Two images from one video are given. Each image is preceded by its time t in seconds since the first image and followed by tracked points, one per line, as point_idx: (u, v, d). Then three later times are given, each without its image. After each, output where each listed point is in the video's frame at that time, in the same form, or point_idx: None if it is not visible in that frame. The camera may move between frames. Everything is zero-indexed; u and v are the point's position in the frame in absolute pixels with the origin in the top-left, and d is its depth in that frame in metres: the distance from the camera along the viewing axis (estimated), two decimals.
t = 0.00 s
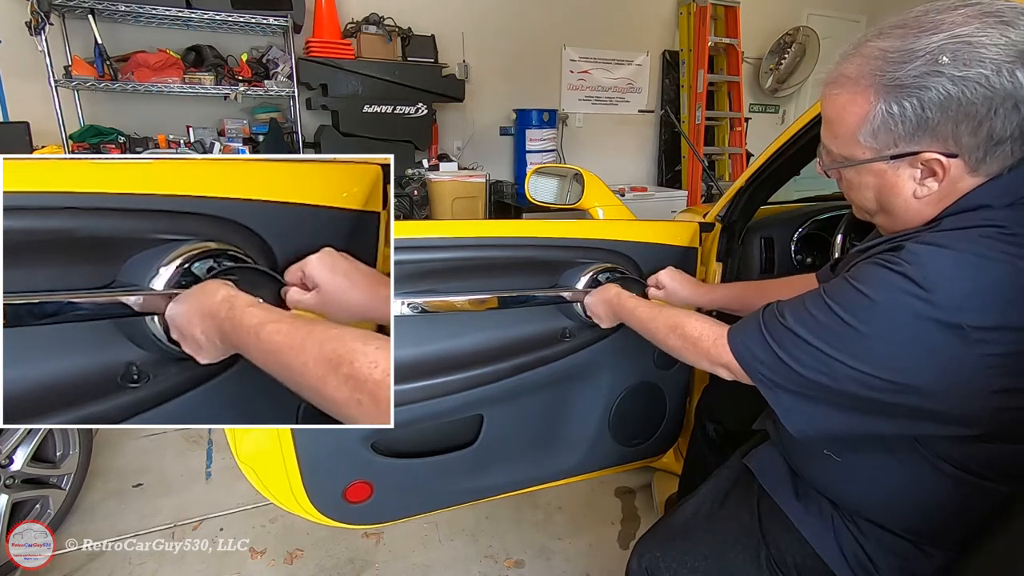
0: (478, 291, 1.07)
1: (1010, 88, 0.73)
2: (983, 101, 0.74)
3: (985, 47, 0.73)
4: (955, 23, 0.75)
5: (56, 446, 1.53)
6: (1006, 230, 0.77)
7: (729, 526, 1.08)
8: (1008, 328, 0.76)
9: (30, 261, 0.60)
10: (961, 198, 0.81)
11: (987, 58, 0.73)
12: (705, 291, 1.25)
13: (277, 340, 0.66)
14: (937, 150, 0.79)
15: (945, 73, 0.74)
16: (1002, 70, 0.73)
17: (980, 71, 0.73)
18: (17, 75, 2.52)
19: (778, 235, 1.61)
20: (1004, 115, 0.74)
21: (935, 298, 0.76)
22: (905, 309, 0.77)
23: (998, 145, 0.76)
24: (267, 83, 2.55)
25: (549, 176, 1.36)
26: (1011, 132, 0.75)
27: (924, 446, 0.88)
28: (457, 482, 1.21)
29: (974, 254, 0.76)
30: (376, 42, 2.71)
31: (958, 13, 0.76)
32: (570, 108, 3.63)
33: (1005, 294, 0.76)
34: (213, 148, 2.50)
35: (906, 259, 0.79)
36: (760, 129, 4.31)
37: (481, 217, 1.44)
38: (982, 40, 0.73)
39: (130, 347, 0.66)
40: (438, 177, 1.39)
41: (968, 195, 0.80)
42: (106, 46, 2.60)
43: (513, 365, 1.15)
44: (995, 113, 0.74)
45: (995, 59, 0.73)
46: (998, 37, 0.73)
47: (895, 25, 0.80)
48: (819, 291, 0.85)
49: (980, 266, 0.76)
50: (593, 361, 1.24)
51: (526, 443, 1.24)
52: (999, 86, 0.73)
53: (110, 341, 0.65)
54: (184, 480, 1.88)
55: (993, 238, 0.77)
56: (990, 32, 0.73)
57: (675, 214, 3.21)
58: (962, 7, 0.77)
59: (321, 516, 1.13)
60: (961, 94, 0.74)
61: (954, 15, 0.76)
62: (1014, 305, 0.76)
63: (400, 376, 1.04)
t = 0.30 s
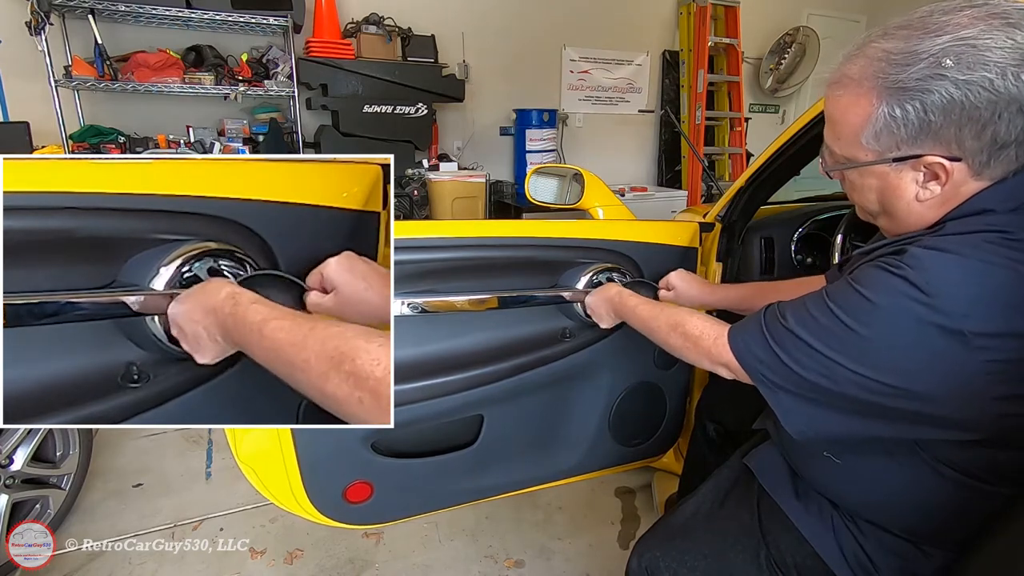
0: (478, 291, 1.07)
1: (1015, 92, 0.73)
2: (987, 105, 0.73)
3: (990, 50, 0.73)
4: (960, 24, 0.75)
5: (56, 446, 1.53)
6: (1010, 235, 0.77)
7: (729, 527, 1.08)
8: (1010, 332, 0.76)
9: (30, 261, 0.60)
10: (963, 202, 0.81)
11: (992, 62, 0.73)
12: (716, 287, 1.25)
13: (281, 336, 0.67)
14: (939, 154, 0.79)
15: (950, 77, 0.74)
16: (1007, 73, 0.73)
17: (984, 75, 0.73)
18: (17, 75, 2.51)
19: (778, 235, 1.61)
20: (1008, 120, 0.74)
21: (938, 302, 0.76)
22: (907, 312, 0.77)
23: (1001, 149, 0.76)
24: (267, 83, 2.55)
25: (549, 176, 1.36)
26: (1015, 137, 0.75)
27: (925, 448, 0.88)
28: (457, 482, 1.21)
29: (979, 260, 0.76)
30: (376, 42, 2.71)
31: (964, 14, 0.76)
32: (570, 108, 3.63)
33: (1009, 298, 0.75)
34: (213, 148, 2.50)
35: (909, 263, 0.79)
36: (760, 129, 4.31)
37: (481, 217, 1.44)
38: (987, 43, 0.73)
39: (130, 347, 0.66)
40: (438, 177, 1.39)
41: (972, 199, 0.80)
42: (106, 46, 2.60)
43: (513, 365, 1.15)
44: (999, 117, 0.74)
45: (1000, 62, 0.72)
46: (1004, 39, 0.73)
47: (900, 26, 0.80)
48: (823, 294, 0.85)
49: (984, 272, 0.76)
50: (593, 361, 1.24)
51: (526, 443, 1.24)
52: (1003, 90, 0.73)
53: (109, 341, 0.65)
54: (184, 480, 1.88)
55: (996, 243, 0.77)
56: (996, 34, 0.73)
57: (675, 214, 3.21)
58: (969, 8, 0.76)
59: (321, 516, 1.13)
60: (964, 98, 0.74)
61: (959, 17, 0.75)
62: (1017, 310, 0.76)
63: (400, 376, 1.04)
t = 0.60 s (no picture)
0: (478, 291, 1.07)
1: (1018, 96, 0.73)
2: (990, 109, 0.73)
3: (994, 53, 0.72)
4: (963, 27, 0.75)
5: (56, 446, 1.53)
6: (1011, 239, 0.77)
7: (729, 527, 1.08)
8: (1012, 338, 0.75)
9: (29, 261, 0.60)
10: (965, 207, 0.81)
11: (995, 65, 0.72)
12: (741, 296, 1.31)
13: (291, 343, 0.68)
14: (942, 157, 0.79)
15: (952, 80, 0.74)
16: (1011, 77, 0.72)
17: (988, 78, 0.73)
18: (17, 75, 2.51)
19: (778, 236, 1.62)
20: (1012, 123, 0.74)
21: (938, 308, 0.76)
22: (907, 317, 0.77)
23: (1004, 153, 0.76)
24: (267, 83, 2.55)
25: (549, 176, 1.36)
26: (1018, 141, 0.75)
27: (926, 450, 0.88)
28: (457, 482, 1.21)
29: (979, 265, 0.76)
30: (376, 42, 2.71)
31: (968, 16, 0.75)
32: (570, 108, 3.63)
33: (1010, 304, 0.75)
34: (213, 148, 2.50)
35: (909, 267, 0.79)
36: (760, 129, 4.31)
37: (481, 216, 1.44)
38: (991, 46, 0.73)
39: (130, 347, 0.66)
40: (438, 177, 1.39)
41: (974, 204, 0.80)
42: (106, 46, 2.60)
43: (513, 364, 1.15)
44: (1003, 121, 0.74)
45: (1004, 65, 0.72)
46: (1008, 42, 0.72)
47: (903, 28, 0.80)
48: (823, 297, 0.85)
49: (986, 276, 0.76)
50: (593, 361, 1.24)
51: (526, 443, 1.24)
52: (1007, 93, 0.73)
53: (109, 341, 0.65)
54: (184, 480, 1.88)
55: (997, 248, 0.77)
56: (1000, 36, 0.73)
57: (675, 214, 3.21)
58: (972, 10, 0.76)
59: (321, 516, 1.13)
60: (967, 102, 0.74)
61: (963, 19, 0.75)
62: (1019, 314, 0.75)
63: (400, 376, 1.04)
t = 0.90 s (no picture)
0: (478, 291, 1.07)
1: None
2: (1017, 99, 0.71)
3: None
4: (991, 16, 0.72)
5: (57, 446, 1.53)
6: (1018, 239, 0.76)
7: (729, 526, 1.08)
8: (1015, 341, 0.75)
9: (29, 261, 0.60)
10: (981, 201, 0.80)
11: None
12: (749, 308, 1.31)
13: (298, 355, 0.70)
14: (963, 149, 0.77)
15: (981, 69, 0.72)
16: None
17: (1017, 67, 0.70)
18: (17, 75, 2.51)
19: (778, 235, 1.62)
20: None
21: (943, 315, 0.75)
22: (912, 323, 0.76)
23: None
24: (267, 83, 2.55)
25: (550, 176, 1.36)
26: None
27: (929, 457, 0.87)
28: (457, 483, 1.21)
29: (984, 267, 0.76)
30: (376, 42, 2.71)
31: (996, 4, 0.73)
32: (570, 108, 3.63)
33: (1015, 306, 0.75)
34: (213, 148, 2.50)
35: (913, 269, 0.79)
36: (760, 129, 4.31)
37: (481, 216, 1.44)
38: (1020, 34, 0.70)
39: (129, 347, 0.66)
40: (438, 177, 1.39)
41: (988, 198, 0.79)
42: (106, 46, 2.60)
43: (513, 364, 1.15)
44: None
45: None
46: None
47: (927, 16, 0.77)
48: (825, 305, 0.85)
49: (989, 279, 0.75)
50: (592, 361, 1.24)
51: (526, 444, 1.24)
52: None
53: (108, 341, 0.65)
54: (184, 480, 1.88)
55: (1004, 249, 0.76)
56: None
57: (675, 213, 3.21)
58: None
59: (321, 515, 1.13)
60: (994, 92, 0.72)
61: (991, 7, 0.73)
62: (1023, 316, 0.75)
63: (400, 376, 1.04)
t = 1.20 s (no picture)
0: (478, 291, 1.07)
1: None
2: None
3: None
4: (1012, 3, 0.67)
5: (56, 446, 1.53)
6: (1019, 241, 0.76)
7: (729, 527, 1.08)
8: None
9: (27, 261, 0.60)
10: (996, 196, 0.74)
11: None
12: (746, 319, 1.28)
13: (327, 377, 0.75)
14: (981, 142, 0.70)
15: (1008, 54, 0.66)
16: None
17: None
18: (17, 75, 2.51)
19: (778, 235, 1.61)
20: None
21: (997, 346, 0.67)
22: (971, 368, 0.67)
23: None
24: (267, 83, 2.55)
25: (549, 176, 1.38)
26: None
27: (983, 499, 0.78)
28: (457, 483, 1.22)
29: None
30: (376, 42, 2.71)
31: None
32: (570, 108, 3.63)
33: None
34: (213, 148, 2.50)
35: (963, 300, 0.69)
36: (760, 129, 4.31)
37: (481, 217, 1.44)
38: None
39: (129, 347, 0.66)
40: (438, 177, 1.39)
41: (1004, 194, 0.74)
42: (106, 46, 2.60)
43: (513, 364, 1.15)
44: None
45: None
46: None
47: (944, 3, 0.71)
48: (864, 366, 0.73)
49: None
50: (593, 361, 1.24)
51: (526, 445, 1.24)
52: None
53: (108, 342, 0.65)
54: (184, 480, 1.88)
55: None
56: None
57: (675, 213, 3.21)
58: None
59: (321, 516, 1.13)
60: (1020, 79, 0.66)
61: None
62: None
63: (401, 376, 1.05)
